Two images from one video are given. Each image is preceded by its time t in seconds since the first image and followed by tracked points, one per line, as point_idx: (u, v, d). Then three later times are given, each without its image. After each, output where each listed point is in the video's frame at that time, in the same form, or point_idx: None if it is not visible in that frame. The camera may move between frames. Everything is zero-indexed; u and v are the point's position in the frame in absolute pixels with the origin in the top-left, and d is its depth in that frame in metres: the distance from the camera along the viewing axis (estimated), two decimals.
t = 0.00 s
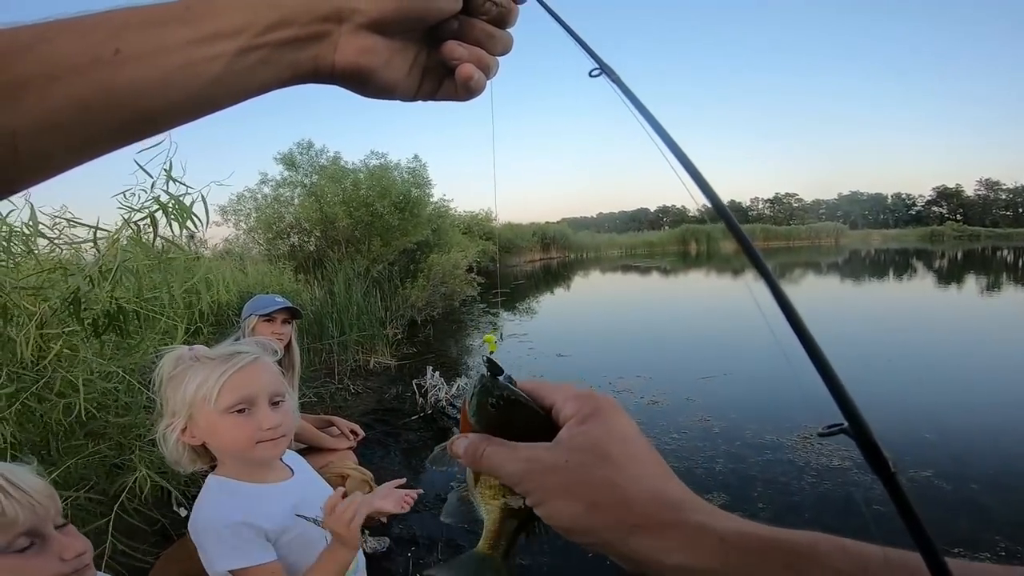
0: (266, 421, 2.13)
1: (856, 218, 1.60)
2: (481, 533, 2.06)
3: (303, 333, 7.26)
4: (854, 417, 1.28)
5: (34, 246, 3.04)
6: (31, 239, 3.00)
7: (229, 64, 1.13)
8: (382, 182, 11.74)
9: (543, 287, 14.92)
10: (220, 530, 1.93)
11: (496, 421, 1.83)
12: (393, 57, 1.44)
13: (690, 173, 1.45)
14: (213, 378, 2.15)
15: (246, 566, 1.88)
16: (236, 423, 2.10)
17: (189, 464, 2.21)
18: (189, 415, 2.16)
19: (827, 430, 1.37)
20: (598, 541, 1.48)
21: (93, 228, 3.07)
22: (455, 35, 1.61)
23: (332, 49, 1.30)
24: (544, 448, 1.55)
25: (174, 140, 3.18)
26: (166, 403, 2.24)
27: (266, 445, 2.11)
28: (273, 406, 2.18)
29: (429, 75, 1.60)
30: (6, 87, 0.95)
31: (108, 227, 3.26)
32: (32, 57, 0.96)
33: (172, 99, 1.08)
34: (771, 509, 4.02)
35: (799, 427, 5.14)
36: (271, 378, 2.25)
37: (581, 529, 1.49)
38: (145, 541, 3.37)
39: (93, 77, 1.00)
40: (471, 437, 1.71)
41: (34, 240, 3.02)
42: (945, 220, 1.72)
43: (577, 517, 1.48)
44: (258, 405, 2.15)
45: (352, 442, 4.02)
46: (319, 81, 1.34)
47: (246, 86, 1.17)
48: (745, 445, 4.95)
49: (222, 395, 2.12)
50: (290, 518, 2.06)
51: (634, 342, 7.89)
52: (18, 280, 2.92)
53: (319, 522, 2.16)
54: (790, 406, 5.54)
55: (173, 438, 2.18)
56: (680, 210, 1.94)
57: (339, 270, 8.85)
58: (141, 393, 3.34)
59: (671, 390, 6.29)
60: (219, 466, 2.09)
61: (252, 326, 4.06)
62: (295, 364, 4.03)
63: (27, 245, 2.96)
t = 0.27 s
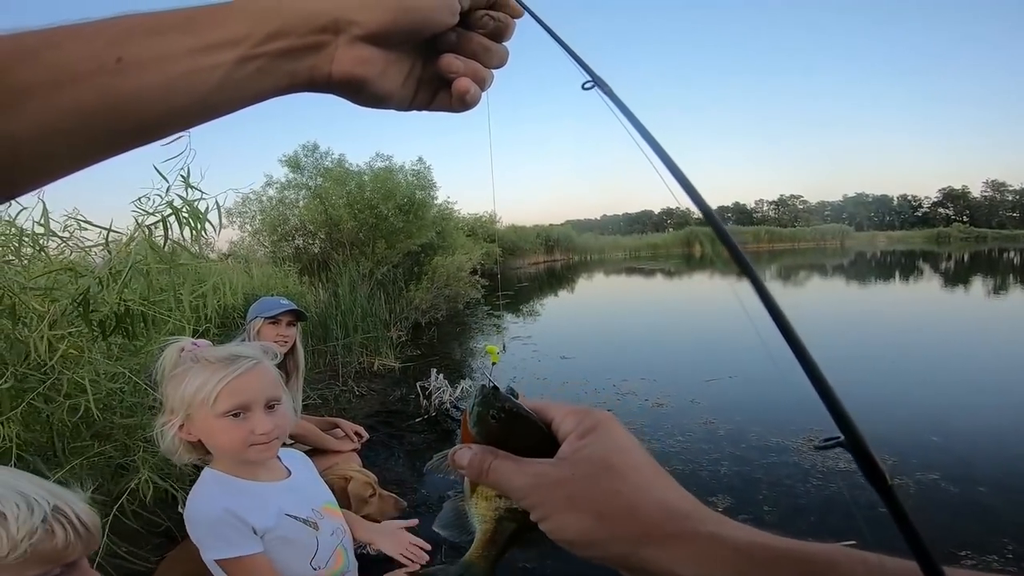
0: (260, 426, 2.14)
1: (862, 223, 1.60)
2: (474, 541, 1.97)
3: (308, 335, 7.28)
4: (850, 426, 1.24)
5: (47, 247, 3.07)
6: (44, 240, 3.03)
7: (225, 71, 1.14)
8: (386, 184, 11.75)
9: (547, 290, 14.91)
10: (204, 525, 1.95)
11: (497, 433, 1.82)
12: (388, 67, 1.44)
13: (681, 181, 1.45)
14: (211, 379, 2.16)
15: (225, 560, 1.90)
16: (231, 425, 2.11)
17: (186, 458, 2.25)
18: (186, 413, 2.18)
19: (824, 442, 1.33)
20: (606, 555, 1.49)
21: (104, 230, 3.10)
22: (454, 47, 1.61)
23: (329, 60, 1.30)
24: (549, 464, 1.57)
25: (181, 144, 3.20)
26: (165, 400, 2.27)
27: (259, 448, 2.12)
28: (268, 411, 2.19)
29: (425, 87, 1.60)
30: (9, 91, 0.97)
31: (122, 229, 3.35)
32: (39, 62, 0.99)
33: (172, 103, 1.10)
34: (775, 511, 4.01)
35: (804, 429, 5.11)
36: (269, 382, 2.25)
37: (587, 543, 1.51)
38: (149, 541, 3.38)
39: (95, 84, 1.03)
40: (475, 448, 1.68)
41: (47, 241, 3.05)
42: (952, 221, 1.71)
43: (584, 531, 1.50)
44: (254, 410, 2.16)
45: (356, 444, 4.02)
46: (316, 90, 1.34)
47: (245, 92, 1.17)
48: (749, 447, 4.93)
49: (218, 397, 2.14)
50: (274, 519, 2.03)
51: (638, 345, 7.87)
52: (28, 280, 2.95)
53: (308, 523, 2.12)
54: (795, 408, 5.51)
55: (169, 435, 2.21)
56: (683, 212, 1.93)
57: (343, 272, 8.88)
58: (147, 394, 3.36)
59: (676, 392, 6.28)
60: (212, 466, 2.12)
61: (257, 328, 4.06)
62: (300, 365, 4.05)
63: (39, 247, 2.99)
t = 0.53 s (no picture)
0: (250, 429, 2.13)
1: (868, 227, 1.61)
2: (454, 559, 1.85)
3: (309, 336, 7.27)
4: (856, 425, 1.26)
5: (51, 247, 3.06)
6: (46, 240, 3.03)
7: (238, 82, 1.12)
8: (388, 185, 11.71)
9: (548, 291, 14.90)
10: (189, 518, 1.98)
11: (492, 446, 1.74)
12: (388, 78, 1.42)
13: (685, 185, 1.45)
14: (205, 379, 2.15)
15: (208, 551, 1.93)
16: (221, 427, 2.10)
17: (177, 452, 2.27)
18: (179, 411, 2.17)
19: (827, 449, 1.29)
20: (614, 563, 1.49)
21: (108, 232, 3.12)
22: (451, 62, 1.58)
23: (328, 73, 1.27)
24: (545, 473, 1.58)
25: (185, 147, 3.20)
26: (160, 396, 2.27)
27: (248, 451, 2.11)
28: (260, 414, 2.18)
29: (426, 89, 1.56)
30: (22, 104, 0.94)
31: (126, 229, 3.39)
32: (58, 75, 0.96)
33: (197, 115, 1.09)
34: (778, 512, 4.00)
35: (806, 430, 5.10)
36: (263, 384, 2.24)
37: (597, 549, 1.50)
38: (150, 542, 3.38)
39: (112, 96, 1.00)
40: (472, 463, 1.69)
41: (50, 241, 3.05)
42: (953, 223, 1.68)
43: (595, 534, 1.49)
44: (245, 413, 2.15)
45: (357, 446, 4.02)
46: (316, 103, 1.33)
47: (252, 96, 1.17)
48: (752, 449, 4.92)
49: (211, 397, 2.13)
50: (259, 516, 2.04)
51: (640, 346, 7.86)
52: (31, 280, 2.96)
53: (295, 522, 2.13)
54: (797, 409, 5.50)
55: (162, 431, 2.21)
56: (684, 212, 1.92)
57: (345, 273, 8.87)
58: (148, 395, 3.35)
59: (678, 393, 6.27)
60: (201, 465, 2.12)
61: (259, 329, 4.07)
62: (302, 366, 4.07)
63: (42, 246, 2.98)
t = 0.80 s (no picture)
0: (240, 430, 2.12)
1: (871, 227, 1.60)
2: (457, 562, 1.86)
3: (308, 334, 7.28)
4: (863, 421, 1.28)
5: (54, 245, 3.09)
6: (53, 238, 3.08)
7: (203, 107, 1.12)
8: (389, 183, 11.71)
9: (547, 290, 14.92)
10: (177, 515, 1.99)
11: (505, 455, 1.76)
12: (346, 96, 1.39)
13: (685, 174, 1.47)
14: (196, 378, 2.13)
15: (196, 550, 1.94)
16: (211, 426, 2.09)
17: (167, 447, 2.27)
18: (168, 409, 2.15)
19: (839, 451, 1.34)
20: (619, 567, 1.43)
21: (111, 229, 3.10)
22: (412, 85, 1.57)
23: (276, 98, 1.25)
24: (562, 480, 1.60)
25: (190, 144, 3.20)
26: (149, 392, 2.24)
27: (237, 451, 2.11)
28: (250, 414, 2.17)
29: (387, 110, 1.54)
30: None
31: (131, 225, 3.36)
32: None
33: (173, 145, 1.11)
34: (776, 513, 4.00)
35: (804, 431, 5.10)
36: (254, 383, 2.22)
37: (600, 555, 1.46)
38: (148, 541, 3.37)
39: (55, 133, 0.96)
40: (486, 467, 1.73)
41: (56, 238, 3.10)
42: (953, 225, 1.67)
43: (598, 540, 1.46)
44: (235, 413, 2.13)
45: (356, 444, 4.02)
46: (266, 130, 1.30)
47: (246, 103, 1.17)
48: (751, 449, 4.93)
49: (201, 396, 2.11)
50: (248, 514, 2.05)
51: (639, 346, 7.86)
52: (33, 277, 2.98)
53: (284, 520, 2.14)
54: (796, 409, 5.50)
55: (151, 428, 2.19)
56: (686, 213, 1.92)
57: (344, 271, 8.87)
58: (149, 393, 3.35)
59: (678, 393, 6.28)
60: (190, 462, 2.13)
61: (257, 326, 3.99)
62: (301, 364, 4.10)
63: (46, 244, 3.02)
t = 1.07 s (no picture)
0: (230, 424, 2.11)
1: (867, 228, 1.62)
2: (450, 525, 1.73)
3: (307, 330, 7.29)
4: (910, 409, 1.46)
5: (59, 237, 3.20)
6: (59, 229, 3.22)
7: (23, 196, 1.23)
8: (389, 180, 11.73)
9: (546, 288, 14.91)
10: (164, 513, 1.99)
11: (522, 412, 1.64)
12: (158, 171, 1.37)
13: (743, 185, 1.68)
14: (185, 373, 2.12)
15: (182, 548, 1.94)
16: (201, 421, 2.09)
17: (160, 443, 2.27)
18: (158, 404, 2.15)
19: (884, 445, 1.52)
20: (646, 546, 1.41)
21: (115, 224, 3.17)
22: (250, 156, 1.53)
23: (71, 189, 1.27)
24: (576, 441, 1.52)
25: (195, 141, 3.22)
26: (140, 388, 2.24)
27: (228, 445, 2.11)
28: (240, 408, 2.16)
29: (215, 172, 1.48)
30: None
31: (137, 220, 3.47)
32: None
33: None
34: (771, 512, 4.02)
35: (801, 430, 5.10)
36: (245, 377, 2.21)
37: (628, 525, 1.41)
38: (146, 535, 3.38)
39: None
40: (497, 422, 1.61)
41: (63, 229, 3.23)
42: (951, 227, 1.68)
43: (628, 507, 1.41)
44: (224, 407, 2.12)
45: (354, 440, 4.02)
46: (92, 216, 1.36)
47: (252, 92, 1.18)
48: (748, 449, 4.95)
49: (190, 392, 2.10)
50: (237, 512, 2.05)
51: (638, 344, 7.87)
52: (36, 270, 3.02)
53: (274, 518, 2.14)
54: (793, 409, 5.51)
55: (143, 424, 2.20)
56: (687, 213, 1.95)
57: (343, 267, 8.89)
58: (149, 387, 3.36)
59: (676, 393, 6.30)
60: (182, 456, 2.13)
61: (256, 321, 3.99)
62: (300, 360, 4.11)
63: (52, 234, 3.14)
